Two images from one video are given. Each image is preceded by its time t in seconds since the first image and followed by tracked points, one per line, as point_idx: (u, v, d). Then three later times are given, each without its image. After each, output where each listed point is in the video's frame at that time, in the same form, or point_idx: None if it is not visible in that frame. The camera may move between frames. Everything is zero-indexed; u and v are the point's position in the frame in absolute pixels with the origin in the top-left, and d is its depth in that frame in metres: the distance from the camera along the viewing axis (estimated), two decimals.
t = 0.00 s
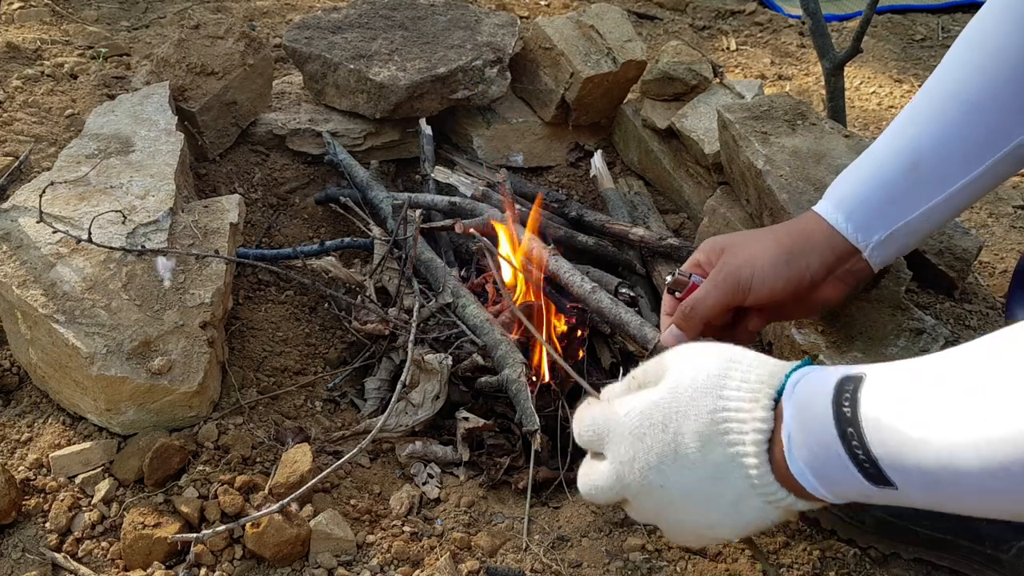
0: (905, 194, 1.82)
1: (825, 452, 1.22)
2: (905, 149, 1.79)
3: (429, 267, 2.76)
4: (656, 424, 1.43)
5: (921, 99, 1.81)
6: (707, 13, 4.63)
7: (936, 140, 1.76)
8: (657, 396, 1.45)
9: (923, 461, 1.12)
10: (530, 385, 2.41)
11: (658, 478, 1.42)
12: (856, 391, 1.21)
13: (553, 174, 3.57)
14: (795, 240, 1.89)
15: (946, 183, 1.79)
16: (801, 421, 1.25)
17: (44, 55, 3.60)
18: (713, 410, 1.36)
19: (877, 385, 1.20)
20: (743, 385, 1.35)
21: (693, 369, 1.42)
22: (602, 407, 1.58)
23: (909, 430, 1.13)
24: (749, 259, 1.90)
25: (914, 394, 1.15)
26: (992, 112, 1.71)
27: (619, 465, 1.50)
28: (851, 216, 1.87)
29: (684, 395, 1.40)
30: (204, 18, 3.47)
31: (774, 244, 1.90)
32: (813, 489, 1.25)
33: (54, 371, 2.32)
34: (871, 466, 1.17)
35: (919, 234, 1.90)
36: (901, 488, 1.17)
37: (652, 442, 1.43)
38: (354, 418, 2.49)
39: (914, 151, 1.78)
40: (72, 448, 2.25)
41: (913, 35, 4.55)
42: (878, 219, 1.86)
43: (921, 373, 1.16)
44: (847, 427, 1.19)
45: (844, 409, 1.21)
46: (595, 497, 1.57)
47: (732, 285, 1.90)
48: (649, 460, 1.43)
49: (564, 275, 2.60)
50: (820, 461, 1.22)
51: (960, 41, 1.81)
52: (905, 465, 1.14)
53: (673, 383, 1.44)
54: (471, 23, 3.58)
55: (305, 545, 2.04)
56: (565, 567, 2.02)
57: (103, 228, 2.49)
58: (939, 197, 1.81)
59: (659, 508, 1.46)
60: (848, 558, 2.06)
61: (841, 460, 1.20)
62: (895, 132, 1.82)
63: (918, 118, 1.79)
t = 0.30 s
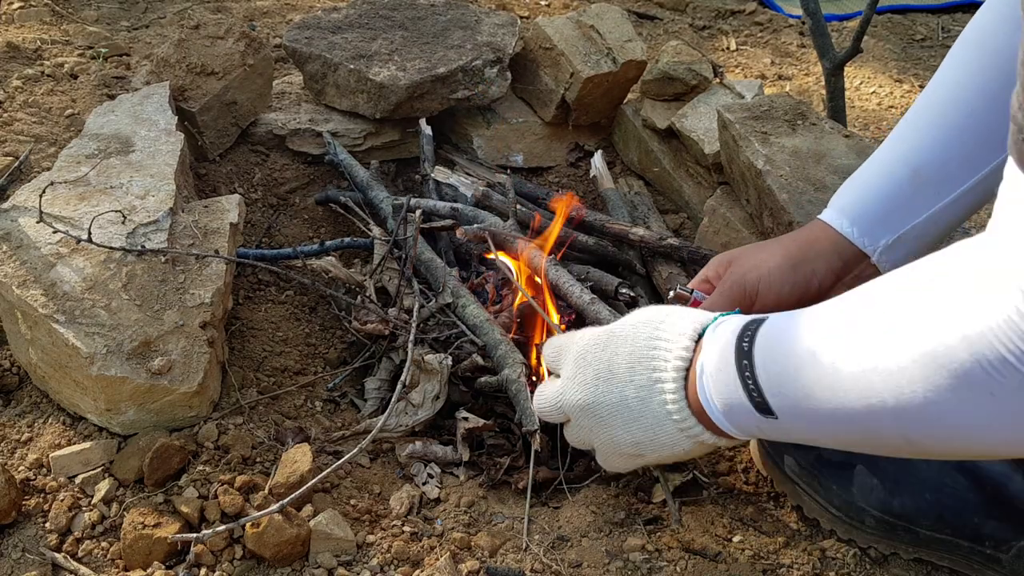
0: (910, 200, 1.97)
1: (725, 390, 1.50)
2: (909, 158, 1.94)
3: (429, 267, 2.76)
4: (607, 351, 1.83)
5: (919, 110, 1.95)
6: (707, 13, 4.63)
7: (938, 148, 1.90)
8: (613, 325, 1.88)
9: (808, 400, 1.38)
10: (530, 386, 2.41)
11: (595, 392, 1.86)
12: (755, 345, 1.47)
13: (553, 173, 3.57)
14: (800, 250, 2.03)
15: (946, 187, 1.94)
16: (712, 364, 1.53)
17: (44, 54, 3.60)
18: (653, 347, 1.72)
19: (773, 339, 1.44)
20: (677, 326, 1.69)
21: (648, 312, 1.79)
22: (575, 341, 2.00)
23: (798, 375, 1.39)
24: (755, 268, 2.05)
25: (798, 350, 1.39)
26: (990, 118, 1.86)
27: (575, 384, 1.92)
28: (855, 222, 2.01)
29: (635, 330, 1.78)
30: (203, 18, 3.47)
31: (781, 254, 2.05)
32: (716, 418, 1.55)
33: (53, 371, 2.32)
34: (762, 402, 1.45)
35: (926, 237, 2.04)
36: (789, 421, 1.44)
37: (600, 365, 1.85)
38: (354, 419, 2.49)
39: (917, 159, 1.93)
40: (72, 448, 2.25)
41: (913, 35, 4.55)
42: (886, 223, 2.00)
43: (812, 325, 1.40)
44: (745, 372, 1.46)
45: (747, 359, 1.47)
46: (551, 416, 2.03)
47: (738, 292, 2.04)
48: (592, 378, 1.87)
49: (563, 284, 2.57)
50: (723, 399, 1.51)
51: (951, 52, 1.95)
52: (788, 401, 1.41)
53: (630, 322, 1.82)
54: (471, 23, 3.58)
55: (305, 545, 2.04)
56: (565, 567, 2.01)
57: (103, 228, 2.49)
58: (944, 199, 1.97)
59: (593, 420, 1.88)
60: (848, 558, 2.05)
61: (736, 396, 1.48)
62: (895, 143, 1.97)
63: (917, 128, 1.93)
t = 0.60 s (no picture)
0: (908, 199, 1.98)
1: (704, 396, 1.69)
2: (910, 157, 1.94)
3: (429, 268, 2.77)
4: (594, 372, 1.94)
5: (918, 110, 1.96)
6: (706, 13, 4.64)
7: (938, 148, 1.91)
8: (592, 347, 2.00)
9: (779, 396, 1.58)
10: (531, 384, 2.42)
11: (585, 410, 1.96)
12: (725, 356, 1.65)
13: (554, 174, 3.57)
14: (798, 248, 2.04)
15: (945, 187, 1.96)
16: (688, 376, 1.71)
17: (43, 54, 3.60)
18: (641, 362, 1.86)
19: (740, 347, 1.62)
20: (658, 336, 1.85)
21: (626, 330, 1.94)
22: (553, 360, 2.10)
23: (769, 373, 1.57)
24: (753, 267, 2.05)
25: (765, 355, 1.58)
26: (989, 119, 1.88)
27: (562, 402, 2.01)
28: (854, 222, 2.01)
29: (618, 349, 1.91)
30: (203, 18, 3.47)
31: (780, 252, 2.06)
32: (700, 421, 1.74)
33: (53, 371, 2.32)
34: (737, 402, 1.64)
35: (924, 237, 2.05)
36: (763, 415, 1.64)
37: (589, 384, 1.95)
38: (354, 419, 2.48)
39: (917, 159, 1.94)
40: (72, 448, 2.25)
41: (913, 36, 4.55)
42: (887, 221, 2.00)
43: (775, 328, 1.58)
44: (720, 380, 1.65)
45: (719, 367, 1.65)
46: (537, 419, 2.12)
47: (738, 291, 2.05)
48: (580, 395, 1.97)
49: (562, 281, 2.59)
50: (704, 403, 1.70)
51: (952, 51, 1.95)
52: (760, 399, 1.61)
53: (611, 341, 1.95)
54: (471, 23, 3.58)
55: (304, 545, 2.04)
56: (565, 567, 2.01)
57: (102, 228, 2.49)
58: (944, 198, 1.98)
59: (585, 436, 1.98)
60: (848, 558, 2.05)
61: (714, 400, 1.67)
62: (896, 143, 1.97)
63: (917, 128, 1.94)
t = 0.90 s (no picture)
0: (910, 200, 1.97)
1: (745, 398, 1.70)
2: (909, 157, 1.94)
3: (428, 268, 2.76)
4: (654, 447, 1.86)
5: (919, 111, 1.96)
6: (707, 12, 4.63)
7: (939, 146, 1.91)
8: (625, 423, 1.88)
9: (822, 398, 1.59)
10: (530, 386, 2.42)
11: (661, 472, 1.90)
12: (770, 360, 1.66)
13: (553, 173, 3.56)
14: (797, 247, 2.03)
15: (947, 186, 1.94)
16: (730, 380, 1.72)
17: (43, 54, 3.59)
18: (696, 421, 1.79)
19: (787, 351, 1.64)
20: (687, 358, 1.82)
21: (649, 395, 1.84)
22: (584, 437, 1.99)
23: (823, 384, 1.58)
24: (752, 266, 2.04)
25: (810, 359, 1.60)
26: (987, 118, 1.88)
27: (626, 474, 1.93)
28: (855, 220, 2.00)
29: (665, 420, 1.82)
30: (203, 18, 3.47)
31: (778, 252, 2.05)
32: (744, 423, 1.75)
33: (52, 372, 2.32)
34: (781, 405, 1.65)
35: (926, 238, 2.02)
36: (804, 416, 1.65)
37: (655, 459, 1.87)
38: (354, 419, 2.48)
39: (918, 158, 1.93)
40: (70, 448, 2.24)
41: (914, 35, 4.55)
42: (887, 221, 1.99)
43: (824, 336, 1.60)
44: (764, 381, 1.66)
45: (764, 369, 1.66)
46: (570, 465, 2.02)
47: (737, 290, 2.03)
48: (651, 468, 1.89)
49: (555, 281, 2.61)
50: (746, 405, 1.71)
51: (948, 53, 1.98)
52: (804, 402, 1.62)
53: (643, 412, 1.85)
54: (471, 23, 3.58)
55: (304, 546, 2.03)
56: (565, 568, 2.01)
57: (101, 228, 2.49)
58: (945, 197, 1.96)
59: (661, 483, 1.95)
60: (849, 558, 2.04)
61: (756, 401, 1.69)
62: (896, 142, 1.97)
63: (919, 128, 1.94)
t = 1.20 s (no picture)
0: (915, 202, 1.97)
1: (753, 425, 1.72)
2: (911, 161, 1.95)
3: (429, 268, 2.77)
4: (685, 507, 1.92)
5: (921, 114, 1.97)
6: (706, 13, 4.64)
7: (942, 148, 1.91)
8: (652, 492, 1.91)
9: (828, 420, 1.60)
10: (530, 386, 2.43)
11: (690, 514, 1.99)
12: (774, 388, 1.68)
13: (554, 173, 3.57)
14: (803, 252, 2.03)
15: (953, 187, 1.95)
16: (737, 410, 1.75)
17: (44, 55, 3.60)
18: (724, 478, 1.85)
19: (789, 378, 1.66)
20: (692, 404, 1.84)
21: (675, 467, 1.86)
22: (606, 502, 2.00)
23: (827, 406, 1.59)
24: (759, 270, 2.03)
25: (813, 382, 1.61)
26: (991, 120, 1.88)
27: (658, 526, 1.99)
28: (860, 224, 2.02)
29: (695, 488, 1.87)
30: (204, 18, 3.47)
31: (782, 257, 2.05)
32: (755, 454, 1.77)
33: (53, 371, 2.32)
34: (788, 431, 1.67)
35: (933, 239, 2.02)
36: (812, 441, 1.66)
37: (686, 512, 1.94)
38: (354, 419, 2.48)
39: (922, 160, 1.94)
40: (71, 448, 2.24)
41: (913, 35, 4.55)
42: (891, 224, 2.00)
43: (824, 358, 1.62)
44: (768, 405, 1.68)
45: (768, 397, 1.68)
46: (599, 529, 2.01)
47: (743, 296, 2.02)
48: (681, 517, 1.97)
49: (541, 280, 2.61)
50: (753, 431, 1.72)
51: (949, 57, 1.99)
52: (810, 427, 1.63)
53: (671, 485, 1.88)
54: (471, 23, 3.58)
55: (304, 545, 2.04)
56: (565, 567, 2.02)
57: (102, 228, 2.49)
58: (951, 199, 1.96)
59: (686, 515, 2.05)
60: (849, 558, 2.04)
61: (763, 428, 1.70)
62: (898, 146, 1.99)
63: (922, 131, 1.94)
